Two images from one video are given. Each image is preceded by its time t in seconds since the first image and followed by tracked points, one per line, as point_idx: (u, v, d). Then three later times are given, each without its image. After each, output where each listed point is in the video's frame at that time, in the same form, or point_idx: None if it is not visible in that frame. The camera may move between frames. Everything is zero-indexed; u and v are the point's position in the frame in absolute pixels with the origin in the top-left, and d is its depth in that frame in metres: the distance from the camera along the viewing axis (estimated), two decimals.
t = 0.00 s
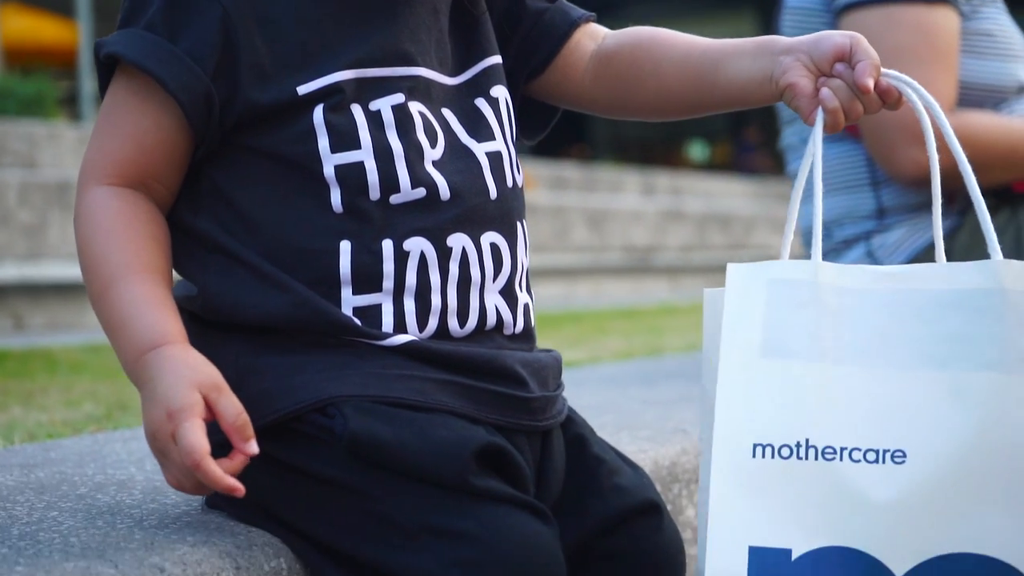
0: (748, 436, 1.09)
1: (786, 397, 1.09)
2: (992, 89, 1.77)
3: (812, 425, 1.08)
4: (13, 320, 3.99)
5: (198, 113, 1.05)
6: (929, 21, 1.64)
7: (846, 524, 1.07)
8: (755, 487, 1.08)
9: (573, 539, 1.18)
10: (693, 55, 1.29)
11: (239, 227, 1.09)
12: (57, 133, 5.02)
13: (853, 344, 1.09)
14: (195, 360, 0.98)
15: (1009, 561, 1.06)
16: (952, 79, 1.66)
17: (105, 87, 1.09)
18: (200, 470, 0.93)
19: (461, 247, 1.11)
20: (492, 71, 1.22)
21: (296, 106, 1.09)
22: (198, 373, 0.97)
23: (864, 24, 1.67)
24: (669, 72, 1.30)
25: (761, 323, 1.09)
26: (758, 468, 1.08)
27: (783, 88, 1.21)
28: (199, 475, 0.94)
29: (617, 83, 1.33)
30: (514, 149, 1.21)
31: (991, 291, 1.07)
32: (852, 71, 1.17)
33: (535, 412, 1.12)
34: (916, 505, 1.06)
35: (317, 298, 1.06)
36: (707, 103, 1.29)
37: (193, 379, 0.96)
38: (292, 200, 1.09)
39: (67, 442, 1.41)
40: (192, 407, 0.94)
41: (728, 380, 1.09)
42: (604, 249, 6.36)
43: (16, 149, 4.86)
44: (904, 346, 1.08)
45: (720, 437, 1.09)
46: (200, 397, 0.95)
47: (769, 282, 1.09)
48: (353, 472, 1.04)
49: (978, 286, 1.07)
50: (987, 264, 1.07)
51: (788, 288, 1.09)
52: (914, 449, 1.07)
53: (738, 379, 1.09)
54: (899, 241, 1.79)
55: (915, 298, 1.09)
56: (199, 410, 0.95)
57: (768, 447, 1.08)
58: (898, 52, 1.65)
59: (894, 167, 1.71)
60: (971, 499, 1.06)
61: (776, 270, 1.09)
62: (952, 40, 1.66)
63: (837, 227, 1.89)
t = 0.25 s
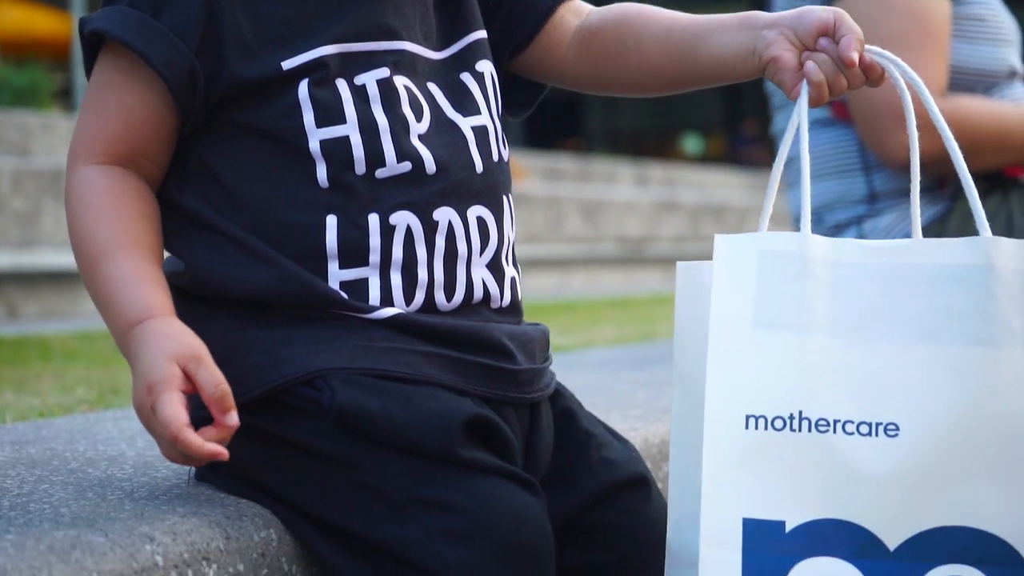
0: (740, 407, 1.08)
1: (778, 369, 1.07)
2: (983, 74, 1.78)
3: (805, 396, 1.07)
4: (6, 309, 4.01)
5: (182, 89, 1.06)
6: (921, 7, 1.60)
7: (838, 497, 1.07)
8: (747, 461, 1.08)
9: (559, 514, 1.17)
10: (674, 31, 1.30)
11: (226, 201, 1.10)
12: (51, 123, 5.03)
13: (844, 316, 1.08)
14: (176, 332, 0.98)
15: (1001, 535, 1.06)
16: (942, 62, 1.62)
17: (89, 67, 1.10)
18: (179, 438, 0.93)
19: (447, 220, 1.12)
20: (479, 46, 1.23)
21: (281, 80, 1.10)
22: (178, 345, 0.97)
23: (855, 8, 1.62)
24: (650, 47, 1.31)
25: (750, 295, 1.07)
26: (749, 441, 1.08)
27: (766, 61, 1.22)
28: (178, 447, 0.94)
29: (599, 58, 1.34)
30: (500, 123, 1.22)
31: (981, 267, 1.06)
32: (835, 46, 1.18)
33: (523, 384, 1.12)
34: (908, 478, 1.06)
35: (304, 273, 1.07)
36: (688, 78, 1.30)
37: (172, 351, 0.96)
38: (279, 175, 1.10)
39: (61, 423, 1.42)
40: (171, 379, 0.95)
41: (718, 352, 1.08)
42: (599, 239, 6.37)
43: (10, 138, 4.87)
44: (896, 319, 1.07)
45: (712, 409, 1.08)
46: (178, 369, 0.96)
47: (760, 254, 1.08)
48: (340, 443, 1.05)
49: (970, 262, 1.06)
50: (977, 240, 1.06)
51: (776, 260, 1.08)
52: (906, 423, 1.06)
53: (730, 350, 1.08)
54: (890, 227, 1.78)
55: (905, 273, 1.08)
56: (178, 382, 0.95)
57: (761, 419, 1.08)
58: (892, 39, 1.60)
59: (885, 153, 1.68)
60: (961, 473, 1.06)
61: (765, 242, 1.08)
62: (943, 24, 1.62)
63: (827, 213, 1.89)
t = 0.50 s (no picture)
0: (732, 379, 1.07)
1: (768, 341, 1.07)
2: (976, 60, 1.78)
3: (799, 369, 1.07)
4: None
5: (168, 65, 1.07)
6: None
7: (830, 469, 1.07)
8: (739, 433, 1.07)
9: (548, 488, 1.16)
10: (660, 6, 1.32)
11: (213, 176, 1.11)
12: (44, 114, 5.03)
13: (834, 290, 1.08)
14: (158, 303, 0.97)
15: (988, 509, 1.06)
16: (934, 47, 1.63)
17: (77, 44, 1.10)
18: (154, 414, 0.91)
19: (434, 193, 1.13)
20: (464, 20, 1.24)
21: (267, 55, 1.11)
22: (157, 317, 0.95)
23: None
24: (636, 21, 1.33)
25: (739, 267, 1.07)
26: (742, 413, 1.07)
27: (751, 34, 1.23)
28: (157, 421, 0.92)
29: (586, 32, 1.36)
30: (486, 97, 1.23)
31: (971, 244, 1.07)
32: (821, 21, 1.19)
33: (511, 357, 1.13)
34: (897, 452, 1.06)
35: (291, 246, 1.08)
36: (673, 52, 1.31)
37: (151, 324, 0.95)
38: (266, 150, 1.10)
39: (52, 402, 1.43)
40: (147, 352, 0.93)
41: (709, 323, 1.08)
42: (594, 230, 6.38)
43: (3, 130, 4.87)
44: (886, 294, 1.08)
45: (705, 381, 1.07)
46: (156, 341, 0.94)
47: (751, 225, 1.08)
48: (328, 415, 1.06)
49: (958, 238, 1.07)
50: (967, 217, 1.07)
51: (766, 233, 1.08)
52: (897, 397, 1.07)
53: (721, 322, 1.07)
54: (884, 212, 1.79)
55: (896, 249, 1.08)
56: (156, 354, 0.93)
57: (755, 390, 1.07)
58: (884, 20, 1.61)
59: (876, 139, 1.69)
60: (949, 445, 1.07)
61: (754, 213, 1.08)
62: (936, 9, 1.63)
63: (820, 197, 1.89)
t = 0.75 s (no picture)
0: (724, 345, 1.07)
1: (759, 307, 1.07)
2: (968, 40, 1.80)
3: (790, 335, 1.07)
4: None
5: (155, 35, 1.08)
6: None
7: (820, 436, 1.06)
8: (731, 399, 1.06)
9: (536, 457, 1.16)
10: None
11: (201, 147, 1.12)
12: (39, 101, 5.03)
13: (824, 258, 1.09)
14: (141, 269, 0.96)
15: (975, 479, 1.06)
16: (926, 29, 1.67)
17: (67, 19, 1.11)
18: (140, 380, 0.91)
19: (421, 162, 1.14)
20: None
21: (253, 25, 1.12)
22: (139, 284, 0.95)
23: None
24: None
25: (728, 234, 1.08)
26: (733, 379, 1.07)
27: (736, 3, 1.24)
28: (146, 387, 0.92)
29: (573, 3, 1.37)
30: (473, 67, 1.25)
31: (959, 216, 1.09)
32: None
33: (498, 325, 1.13)
34: (886, 420, 1.06)
35: (278, 215, 1.08)
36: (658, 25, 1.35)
37: (133, 291, 0.94)
38: (252, 120, 1.11)
39: (43, 381, 1.44)
40: (129, 319, 0.93)
41: (700, 289, 1.07)
42: (588, 217, 6.39)
43: None
44: (873, 263, 1.08)
45: (696, 346, 1.07)
46: (138, 307, 0.93)
47: (742, 190, 1.09)
48: (314, 383, 1.06)
49: (946, 209, 1.09)
50: (955, 189, 1.09)
51: (759, 200, 1.09)
52: (887, 364, 1.07)
53: (712, 287, 1.07)
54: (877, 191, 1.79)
55: (885, 219, 1.09)
56: (139, 321, 0.93)
57: (745, 357, 1.07)
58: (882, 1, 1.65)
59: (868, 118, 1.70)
60: (938, 413, 1.07)
61: (746, 178, 1.09)
62: None
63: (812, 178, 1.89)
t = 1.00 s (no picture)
0: (714, 312, 1.06)
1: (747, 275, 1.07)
2: (963, 20, 1.80)
3: (779, 303, 1.06)
4: None
5: None
6: None
7: (808, 403, 1.07)
8: (722, 367, 1.06)
9: (528, 425, 1.16)
10: None
11: (189, 117, 1.13)
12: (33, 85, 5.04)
13: (813, 226, 1.08)
14: (130, 234, 0.97)
15: (959, 446, 1.08)
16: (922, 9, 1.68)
17: None
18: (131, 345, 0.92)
19: (409, 130, 1.14)
20: None
21: None
22: (127, 248, 0.96)
23: None
24: None
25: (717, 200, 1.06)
26: (722, 346, 1.06)
27: None
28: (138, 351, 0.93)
29: None
30: (462, 37, 1.25)
31: (945, 183, 1.10)
32: None
33: (487, 292, 1.14)
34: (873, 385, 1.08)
35: (266, 183, 1.09)
36: None
37: (122, 256, 0.95)
38: (241, 89, 1.12)
39: (37, 356, 1.44)
40: (119, 284, 0.94)
41: (690, 256, 1.06)
42: (584, 203, 6.39)
43: None
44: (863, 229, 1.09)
45: (687, 314, 1.05)
46: (127, 272, 0.94)
47: (730, 157, 1.07)
48: (300, 352, 1.06)
49: (934, 176, 1.10)
50: (941, 156, 1.10)
51: (749, 167, 1.07)
52: (875, 331, 1.08)
53: (701, 255, 1.06)
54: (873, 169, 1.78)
55: (872, 186, 1.10)
56: (128, 285, 0.94)
57: (735, 324, 1.06)
58: None
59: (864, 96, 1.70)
60: (925, 378, 1.08)
61: (735, 145, 1.07)
62: None
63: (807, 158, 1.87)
